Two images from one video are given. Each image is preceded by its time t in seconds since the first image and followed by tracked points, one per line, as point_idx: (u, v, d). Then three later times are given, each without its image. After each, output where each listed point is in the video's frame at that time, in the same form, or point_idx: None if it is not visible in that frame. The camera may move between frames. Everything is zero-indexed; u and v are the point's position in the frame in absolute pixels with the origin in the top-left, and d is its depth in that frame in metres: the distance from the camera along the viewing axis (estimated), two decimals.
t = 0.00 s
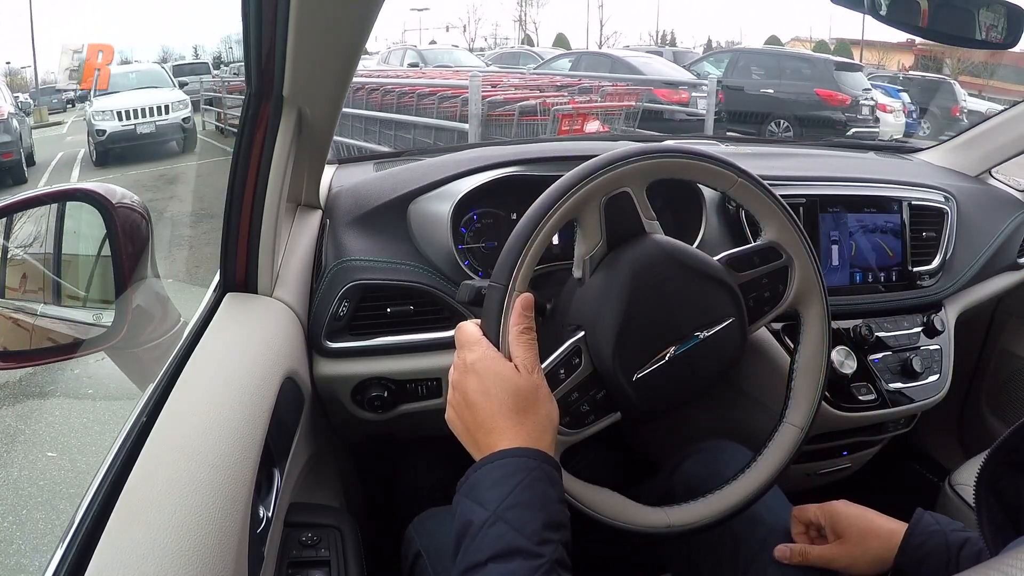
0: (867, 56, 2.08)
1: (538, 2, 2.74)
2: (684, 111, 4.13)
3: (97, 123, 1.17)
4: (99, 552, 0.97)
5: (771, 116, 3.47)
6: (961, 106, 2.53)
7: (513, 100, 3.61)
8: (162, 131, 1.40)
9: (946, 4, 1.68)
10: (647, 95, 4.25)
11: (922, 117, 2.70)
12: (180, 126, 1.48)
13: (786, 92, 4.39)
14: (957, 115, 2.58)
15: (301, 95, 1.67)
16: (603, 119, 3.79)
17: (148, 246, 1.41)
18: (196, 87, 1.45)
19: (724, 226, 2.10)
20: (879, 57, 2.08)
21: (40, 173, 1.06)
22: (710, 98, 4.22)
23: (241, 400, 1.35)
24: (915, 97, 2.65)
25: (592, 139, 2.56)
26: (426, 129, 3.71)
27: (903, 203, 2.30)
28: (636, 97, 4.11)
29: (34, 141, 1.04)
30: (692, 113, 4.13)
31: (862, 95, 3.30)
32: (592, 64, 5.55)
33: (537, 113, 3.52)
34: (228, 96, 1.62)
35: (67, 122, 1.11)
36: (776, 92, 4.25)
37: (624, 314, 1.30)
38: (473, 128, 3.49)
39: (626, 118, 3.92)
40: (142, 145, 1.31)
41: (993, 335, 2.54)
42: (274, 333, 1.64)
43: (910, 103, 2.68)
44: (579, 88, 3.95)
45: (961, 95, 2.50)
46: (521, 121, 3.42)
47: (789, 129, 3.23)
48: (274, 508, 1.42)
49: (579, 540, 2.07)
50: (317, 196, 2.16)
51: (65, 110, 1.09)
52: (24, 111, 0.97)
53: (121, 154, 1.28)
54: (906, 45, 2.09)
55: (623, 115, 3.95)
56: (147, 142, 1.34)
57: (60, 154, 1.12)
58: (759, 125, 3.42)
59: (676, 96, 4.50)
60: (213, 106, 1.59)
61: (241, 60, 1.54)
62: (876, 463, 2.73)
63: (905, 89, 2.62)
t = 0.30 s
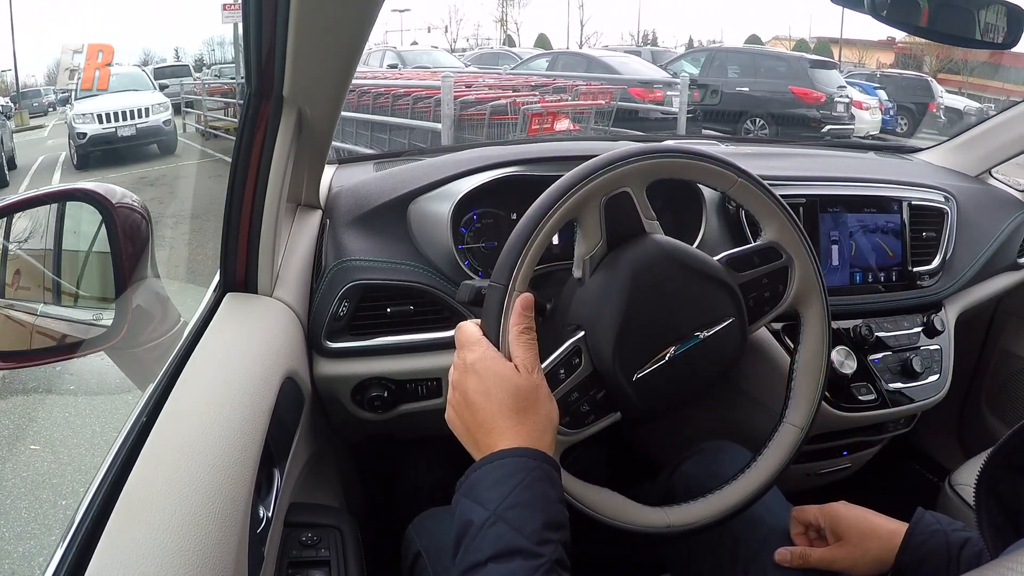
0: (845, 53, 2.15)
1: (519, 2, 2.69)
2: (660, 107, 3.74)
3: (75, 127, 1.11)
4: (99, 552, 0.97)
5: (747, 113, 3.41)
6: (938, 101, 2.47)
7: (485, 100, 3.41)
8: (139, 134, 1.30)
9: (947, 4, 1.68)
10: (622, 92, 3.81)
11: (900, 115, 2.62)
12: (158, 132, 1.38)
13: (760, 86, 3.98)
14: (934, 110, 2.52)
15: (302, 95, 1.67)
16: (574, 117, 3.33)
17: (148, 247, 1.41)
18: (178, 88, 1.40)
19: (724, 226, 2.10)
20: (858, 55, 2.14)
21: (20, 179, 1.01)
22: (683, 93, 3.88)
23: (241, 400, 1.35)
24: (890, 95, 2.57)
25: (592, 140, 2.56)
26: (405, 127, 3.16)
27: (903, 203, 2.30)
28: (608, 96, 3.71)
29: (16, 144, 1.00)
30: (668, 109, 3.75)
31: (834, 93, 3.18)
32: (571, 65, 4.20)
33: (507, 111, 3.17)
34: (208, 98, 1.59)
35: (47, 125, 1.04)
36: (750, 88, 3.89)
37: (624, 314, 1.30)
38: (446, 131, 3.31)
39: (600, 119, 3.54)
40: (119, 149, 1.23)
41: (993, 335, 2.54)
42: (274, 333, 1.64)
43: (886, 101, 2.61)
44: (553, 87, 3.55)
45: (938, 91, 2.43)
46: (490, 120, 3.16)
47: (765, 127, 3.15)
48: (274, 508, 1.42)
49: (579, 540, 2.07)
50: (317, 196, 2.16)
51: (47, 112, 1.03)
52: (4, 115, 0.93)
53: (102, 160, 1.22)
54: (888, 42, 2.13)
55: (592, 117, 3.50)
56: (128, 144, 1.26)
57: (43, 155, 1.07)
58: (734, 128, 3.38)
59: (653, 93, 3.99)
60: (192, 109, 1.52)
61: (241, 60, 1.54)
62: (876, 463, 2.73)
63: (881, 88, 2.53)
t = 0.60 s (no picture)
0: (826, 52, 2.20)
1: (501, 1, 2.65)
2: (635, 106, 3.66)
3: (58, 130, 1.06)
4: (99, 552, 0.97)
5: (723, 111, 3.42)
6: (917, 98, 2.49)
7: (458, 100, 3.49)
8: (122, 138, 1.25)
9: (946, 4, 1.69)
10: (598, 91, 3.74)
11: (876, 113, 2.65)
12: (141, 133, 1.31)
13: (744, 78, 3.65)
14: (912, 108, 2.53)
15: (302, 95, 1.67)
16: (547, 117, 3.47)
17: (148, 247, 1.42)
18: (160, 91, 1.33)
19: (724, 226, 2.09)
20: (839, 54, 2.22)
21: None
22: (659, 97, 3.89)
23: (240, 400, 1.35)
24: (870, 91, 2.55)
25: (591, 139, 2.56)
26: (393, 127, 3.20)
27: (903, 203, 2.30)
28: (583, 96, 3.69)
29: None
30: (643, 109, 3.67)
31: (809, 89, 3.15)
32: (549, 66, 3.84)
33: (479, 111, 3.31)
34: (189, 101, 1.50)
35: (30, 129, 1.00)
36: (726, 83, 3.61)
37: (624, 314, 1.30)
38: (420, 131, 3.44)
39: (577, 116, 3.68)
40: (102, 152, 1.18)
41: (993, 335, 2.54)
42: (274, 333, 1.64)
43: (864, 97, 2.58)
44: (528, 87, 3.67)
45: (917, 88, 2.46)
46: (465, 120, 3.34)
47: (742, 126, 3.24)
48: (274, 508, 1.42)
49: (579, 540, 2.07)
50: (317, 196, 2.16)
51: (30, 116, 0.98)
52: None
53: (84, 162, 1.17)
54: (869, 41, 2.23)
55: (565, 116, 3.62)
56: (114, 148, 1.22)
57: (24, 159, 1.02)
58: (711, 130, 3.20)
59: (629, 94, 3.72)
60: (175, 111, 1.44)
61: (241, 59, 1.54)
62: (876, 462, 2.73)
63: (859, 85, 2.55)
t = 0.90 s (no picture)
0: (805, 49, 2.40)
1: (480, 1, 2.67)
2: (608, 105, 3.74)
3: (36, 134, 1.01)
4: (99, 551, 0.98)
5: (697, 111, 3.43)
6: (892, 94, 2.63)
7: (429, 98, 3.24)
8: (103, 141, 1.18)
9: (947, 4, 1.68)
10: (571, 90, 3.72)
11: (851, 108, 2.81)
12: (121, 136, 1.22)
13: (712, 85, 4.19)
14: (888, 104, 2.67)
15: (302, 95, 1.67)
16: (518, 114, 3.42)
17: (149, 247, 1.42)
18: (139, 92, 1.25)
19: (724, 225, 2.09)
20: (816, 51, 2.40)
21: None
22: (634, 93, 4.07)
23: (240, 400, 1.35)
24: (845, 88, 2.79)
25: (591, 139, 2.56)
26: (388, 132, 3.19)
27: (903, 203, 2.30)
28: (555, 95, 3.61)
29: None
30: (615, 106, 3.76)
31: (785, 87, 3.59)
32: (524, 65, 3.90)
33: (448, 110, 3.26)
34: (170, 103, 1.46)
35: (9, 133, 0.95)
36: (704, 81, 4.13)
37: (623, 314, 1.30)
38: (391, 132, 3.09)
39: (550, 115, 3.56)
40: (82, 155, 1.12)
41: (993, 335, 2.54)
42: (274, 334, 1.64)
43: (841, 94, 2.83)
44: (501, 85, 3.48)
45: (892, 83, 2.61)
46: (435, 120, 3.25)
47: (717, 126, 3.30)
48: (274, 508, 1.42)
49: (579, 541, 2.07)
50: (317, 196, 2.16)
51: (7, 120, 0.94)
52: None
53: (63, 165, 1.10)
54: (846, 39, 2.41)
55: (538, 115, 3.50)
56: (97, 151, 1.17)
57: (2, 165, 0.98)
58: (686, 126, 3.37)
59: (603, 91, 3.88)
60: (153, 114, 1.36)
61: (242, 60, 1.55)
62: (877, 462, 2.73)
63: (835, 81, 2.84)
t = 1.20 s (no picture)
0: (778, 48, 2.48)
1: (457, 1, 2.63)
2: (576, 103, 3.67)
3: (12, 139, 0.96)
4: (100, 551, 0.97)
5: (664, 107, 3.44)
6: (863, 89, 2.77)
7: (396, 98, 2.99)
8: (75, 145, 1.11)
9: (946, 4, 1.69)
10: (539, 89, 3.63)
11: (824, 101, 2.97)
12: (94, 141, 1.15)
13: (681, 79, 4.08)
14: (859, 99, 2.82)
15: (301, 95, 1.67)
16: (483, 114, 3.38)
17: (148, 247, 1.43)
18: (114, 99, 1.16)
19: (723, 225, 2.09)
20: (790, 48, 2.56)
21: None
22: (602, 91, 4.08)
23: (239, 400, 1.35)
24: (816, 83, 2.93)
25: (591, 139, 2.55)
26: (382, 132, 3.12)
27: (903, 203, 2.30)
28: (522, 94, 3.56)
29: None
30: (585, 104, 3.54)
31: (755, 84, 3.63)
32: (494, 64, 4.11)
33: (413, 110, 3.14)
34: (143, 107, 1.33)
35: None
36: (669, 79, 4.08)
37: (623, 314, 1.30)
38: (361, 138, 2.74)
39: (520, 115, 3.46)
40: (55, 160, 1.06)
41: (993, 336, 2.54)
42: (274, 334, 1.64)
43: (811, 90, 2.98)
44: (467, 85, 3.49)
45: (862, 78, 2.76)
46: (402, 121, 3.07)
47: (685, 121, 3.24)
48: (274, 508, 1.42)
49: (579, 540, 2.07)
50: (317, 196, 2.15)
51: None
52: None
53: (39, 170, 1.05)
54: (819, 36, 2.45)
55: (504, 114, 3.46)
56: (68, 156, 1.09)
57: None
58: (655, 125, 3.19)
59: (570, 90, 3.86)
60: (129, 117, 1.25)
61: (241, 60, 1.55)
62: (876, 462, 2.73)
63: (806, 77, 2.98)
